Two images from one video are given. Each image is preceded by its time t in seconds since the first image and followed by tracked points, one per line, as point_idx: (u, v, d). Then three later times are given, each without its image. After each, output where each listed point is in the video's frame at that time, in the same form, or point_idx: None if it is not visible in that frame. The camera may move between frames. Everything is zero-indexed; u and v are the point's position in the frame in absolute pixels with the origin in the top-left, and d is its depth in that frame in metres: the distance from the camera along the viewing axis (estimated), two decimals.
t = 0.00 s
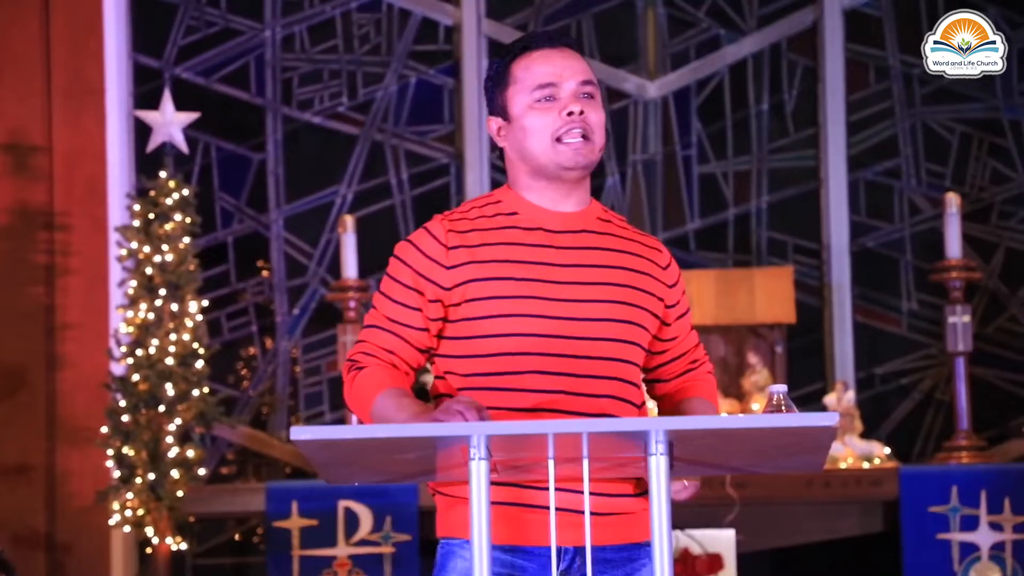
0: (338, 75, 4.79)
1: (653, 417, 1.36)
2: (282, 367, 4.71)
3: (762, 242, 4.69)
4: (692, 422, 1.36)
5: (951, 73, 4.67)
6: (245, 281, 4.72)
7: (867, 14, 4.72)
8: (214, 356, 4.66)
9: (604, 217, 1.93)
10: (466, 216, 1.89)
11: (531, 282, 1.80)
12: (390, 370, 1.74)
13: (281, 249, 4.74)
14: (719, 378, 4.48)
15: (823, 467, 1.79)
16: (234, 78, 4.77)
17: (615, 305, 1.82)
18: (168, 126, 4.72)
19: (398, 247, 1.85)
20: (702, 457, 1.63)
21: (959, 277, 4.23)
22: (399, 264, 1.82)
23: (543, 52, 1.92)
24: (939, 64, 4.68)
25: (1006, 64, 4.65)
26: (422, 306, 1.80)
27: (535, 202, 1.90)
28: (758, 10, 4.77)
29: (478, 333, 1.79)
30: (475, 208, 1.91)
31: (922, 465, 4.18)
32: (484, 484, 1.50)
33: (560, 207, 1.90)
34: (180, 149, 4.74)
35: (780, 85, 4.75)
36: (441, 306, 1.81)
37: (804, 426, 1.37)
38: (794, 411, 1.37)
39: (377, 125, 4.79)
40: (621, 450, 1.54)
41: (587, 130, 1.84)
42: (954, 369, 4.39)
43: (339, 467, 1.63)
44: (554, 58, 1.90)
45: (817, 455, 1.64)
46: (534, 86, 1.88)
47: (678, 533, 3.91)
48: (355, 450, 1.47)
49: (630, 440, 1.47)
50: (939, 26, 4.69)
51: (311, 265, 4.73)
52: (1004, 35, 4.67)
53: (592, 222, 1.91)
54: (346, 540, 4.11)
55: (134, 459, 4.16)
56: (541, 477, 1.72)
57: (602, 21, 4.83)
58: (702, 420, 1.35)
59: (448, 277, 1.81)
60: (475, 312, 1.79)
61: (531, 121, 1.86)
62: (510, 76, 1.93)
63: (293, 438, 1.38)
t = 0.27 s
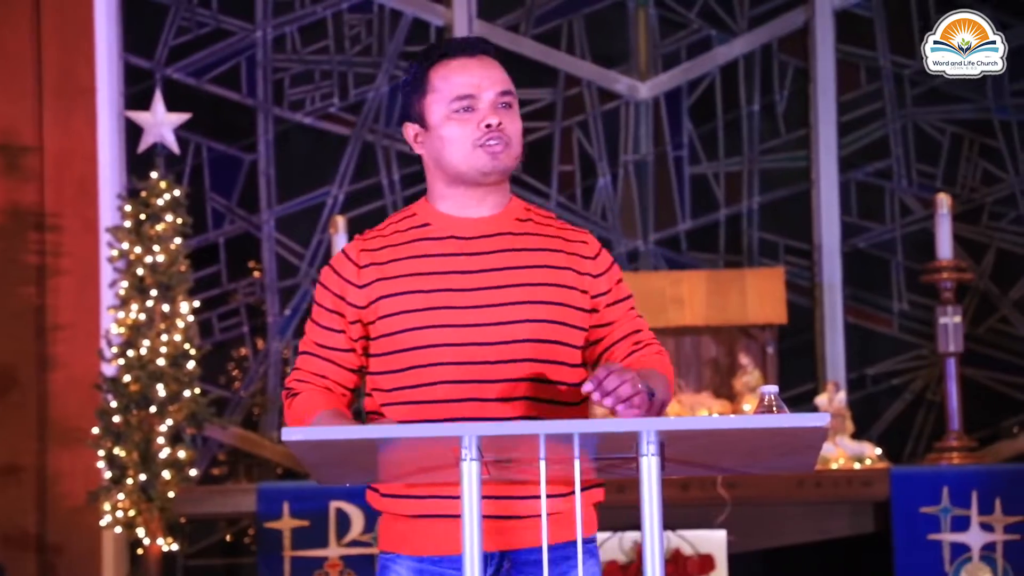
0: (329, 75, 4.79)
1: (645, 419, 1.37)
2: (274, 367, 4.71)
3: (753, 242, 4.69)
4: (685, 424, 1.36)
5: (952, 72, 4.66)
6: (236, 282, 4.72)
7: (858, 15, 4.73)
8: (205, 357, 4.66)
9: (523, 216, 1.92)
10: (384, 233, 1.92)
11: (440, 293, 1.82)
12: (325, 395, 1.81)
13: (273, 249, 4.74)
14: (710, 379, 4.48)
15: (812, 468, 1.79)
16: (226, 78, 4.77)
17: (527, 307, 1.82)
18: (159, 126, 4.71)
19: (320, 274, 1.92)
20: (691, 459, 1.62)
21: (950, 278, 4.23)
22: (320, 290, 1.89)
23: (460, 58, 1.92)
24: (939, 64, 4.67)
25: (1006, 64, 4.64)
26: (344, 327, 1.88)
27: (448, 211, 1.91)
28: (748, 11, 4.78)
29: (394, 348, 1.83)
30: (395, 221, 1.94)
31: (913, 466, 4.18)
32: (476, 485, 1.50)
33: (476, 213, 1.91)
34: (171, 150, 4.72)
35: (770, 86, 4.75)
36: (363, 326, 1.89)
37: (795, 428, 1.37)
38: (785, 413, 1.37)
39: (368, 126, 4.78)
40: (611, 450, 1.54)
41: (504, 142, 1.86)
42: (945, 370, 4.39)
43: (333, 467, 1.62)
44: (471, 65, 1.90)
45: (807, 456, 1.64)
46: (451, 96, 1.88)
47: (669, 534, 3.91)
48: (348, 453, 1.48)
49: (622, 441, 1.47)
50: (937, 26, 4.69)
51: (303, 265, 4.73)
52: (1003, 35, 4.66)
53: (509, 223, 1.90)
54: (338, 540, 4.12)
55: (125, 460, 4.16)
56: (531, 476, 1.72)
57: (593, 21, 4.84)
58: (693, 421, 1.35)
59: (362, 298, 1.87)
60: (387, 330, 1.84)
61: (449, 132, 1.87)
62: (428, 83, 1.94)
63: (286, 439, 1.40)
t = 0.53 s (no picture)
0: (323, 76, 4.78)
1: (640, 418, 1.36)
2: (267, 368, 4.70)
3: (747, 243, 4.69)
4: (680, 423, 1.35)
5: (951, 73, 4.65)
6: (230, 283, 4.72)
7: (852, 15, 4.73)
8: (198, 358, 4.66)
9: (454, 218, 1.96)
10: (321, 247, 1.97)
11: (372, 304, 1.86)
12: (275, 408, 1.81)
13: (266, 250, 4.74)
14: (703, 379, 4.48)
15: (806, 468, 1.78)
16: (219, 79, 4.77)
17: (457, 312, 1.85)
18: (154, 127, 4.72)
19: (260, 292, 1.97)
20: (685, 459, 1.61)
21: (944, 279, 4.23)
22: (259, 307, 1.94)
23: (400, 66, 1.92)
24: (939, 64, 4.66)
25: (1006, 64, 4.63)
26: (290, 340, 1.92)
27: (381, 219, 1.95)
28: (743, 11, 4.78)
29: (332, 360, 1.87)
30: (331, 234, 1.99)
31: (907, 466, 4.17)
32: (470, 486, 1.49)
33: (407, 221, 1.94)
34: (165, 150, 4.74)
35: (764, 87, 4.75)
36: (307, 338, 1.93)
37: (790, 428, 1.35)
38: (780, 412, 1.36)
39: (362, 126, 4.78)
40: (605, 450, 1.53)
41: (441, 152, 1.87)
42: (938, 370, 4.38)
43: (319, 472, 1.60)
44: (410, 75, 1.90)
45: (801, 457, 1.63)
46: (391, 105, 1.89)
47: (663, 535, 3.91)
48: (341, 456, 1.46)
49: (617, 441, 1.46)
50: (937, 26, 4.68)
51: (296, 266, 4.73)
52: (1004, 35, 4.64)
53: (441, 227, 1.93)
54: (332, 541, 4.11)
55: (119, 460, 4.16)
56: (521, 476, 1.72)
57: (586, 22, 4.84)
58: (688, 420, 1.34)
59: (301, 312, 1.92)
60: (326, 342, 1.88)
61: (387, 140, 1.88)
62: (365, 90, 1.94)
63: (280, 440, 1.38)
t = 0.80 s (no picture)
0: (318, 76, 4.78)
1: (636, 419, 1.35)
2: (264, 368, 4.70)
3: (743, 243, 4.70)
4: (676, 424, 1.35)
5: (951, 73, 4.65)
6: (226, 283, 4.72)
7: (848, 16, 4.73)
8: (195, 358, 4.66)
9: (429, 222, 2.00)
10: (297, 251, 2.00)
11: (351, 311, 1.90)
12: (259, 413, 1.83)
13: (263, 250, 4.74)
14: (699, 380, 4.48)
15: (803, 468, 1.78)
16: (214, 80, 4.77)
17: (435, 318, 1.89)
18: (149, 127, 4.70)
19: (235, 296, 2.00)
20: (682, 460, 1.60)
21: (940, 279, 4.23)
22: (236, 313, 1.97)
23: (378, 71, 1.93)
24: (939, 64, 4.66)
25: (1005, 64, 4.63)
26: (270, 345, 1.95)
27: (358, 224, 1.98)
28: (738, 12, 4.78)
29: (313, 367, 1.90)
30: (307, 238, 2.02)
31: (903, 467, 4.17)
32: (466, 486, 1.48)
33: (383, 226, 1.98)
34: (161, 150, 4.72)
35: (760, 87, 4.75)
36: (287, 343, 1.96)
37: (786, 428, 1.35)
38: (775, 413, 1.36)
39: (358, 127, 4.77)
40: (600, 450, 1.53)
41: (418, 159, 1.89)
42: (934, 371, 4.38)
43: (316, 473, 1.59)
44: (389, 80, 1.92)
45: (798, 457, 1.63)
46: (369, 111, 1.90)
47: (659, 535, 3.91)
48: (336, 456, 1.45)
49: (612, 441, 1.46)
50: (937, 26, 4.68)
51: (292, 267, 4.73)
52: (1003, 35, 4.64)
53: (417, 231, 1.97)
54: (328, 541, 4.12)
55: (115, 461, 4.15)
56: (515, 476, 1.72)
57: (582, 22, 4.84)
58: (684, 420, 1.33)
59: (280, 318, 1.95)
60: (306, 349, 1.91)
61: (365, 147, 1.89)
62: (343, 94, 1.95)
63: (275, 439, 1.37)
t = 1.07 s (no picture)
0: (316, 77, 4.78)
1: (633, 419, 1.35)
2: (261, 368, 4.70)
3: (740, 243, 4.70)
4: (673, 424, 1.35)
5: (951, 73, 4.65)
6: (224, 283, 4.72)
7: (845, 16, 4.73)
8: (193, 359, 4.66)
9: (433, 224, 1.99)
10: (300, 249, 1.98)
11: (357, 314, 1.89)
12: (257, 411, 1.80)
13: (260, 251, 4.74)
14: (697, 380, 4.48)
15: (801, 468, 1.78)
16: (212, 80, 4.77)
17: (440, 322, 1.90)
18: (147, 127, 4.70)
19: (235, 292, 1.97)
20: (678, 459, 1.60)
21: (937, 280, 4.22)
22: (237, 309, 1.94)
23: (390, 73, 1.92)
24: (939, 64, 4.67)
25: (1006, 64, 4.64)
26: (271, 344, 1.92)
27: (362, 224, 1.97)
28: (736, 12, 4.78)
29: (316, 367, 1.89)
30: (310, 236, 2.00)
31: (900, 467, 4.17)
32: (463, 486, 1.48)
33: (388, 227, 1.96)
34: (159, 151, 4.72)
35: (758, 87, 4.75)
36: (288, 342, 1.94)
37: (783, 428, 1.35)
38: (772, 413, 1.35)
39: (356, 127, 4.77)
40: (598, 450, 1.53)
41: (425, 161, 1.87)
42: (932, 371, 4.38)
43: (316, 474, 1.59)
44: (400, 82, 1.91)
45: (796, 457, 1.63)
46: (378, 110, 1.89)
47: (657, 535, 3.91)
48: (334, 457, 1.45)
49: (609, 441, 1.46)
50: (937, 27, 4.68)
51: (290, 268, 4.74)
52: (1003, 35, 4.65)
53: (421, 234, 1.97)
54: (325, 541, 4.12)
55: (112, 461, 4.15)
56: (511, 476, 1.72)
57: (580, 23, 4.85)
58: (681, 420, 1.33)
59: (283, 317, 1.93)
60: (309, 349, 1.90)
61: (372, 146, 1.88)
62: (354, 95, 1.94)
63: (274, 440, 1.36)
